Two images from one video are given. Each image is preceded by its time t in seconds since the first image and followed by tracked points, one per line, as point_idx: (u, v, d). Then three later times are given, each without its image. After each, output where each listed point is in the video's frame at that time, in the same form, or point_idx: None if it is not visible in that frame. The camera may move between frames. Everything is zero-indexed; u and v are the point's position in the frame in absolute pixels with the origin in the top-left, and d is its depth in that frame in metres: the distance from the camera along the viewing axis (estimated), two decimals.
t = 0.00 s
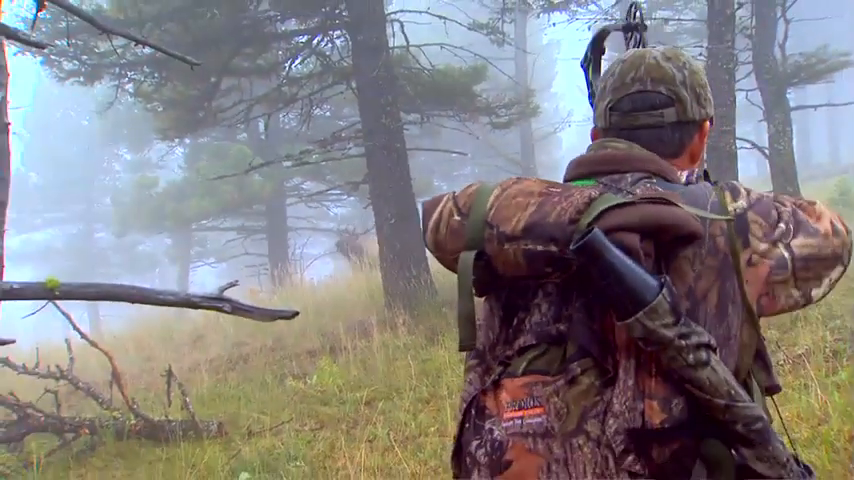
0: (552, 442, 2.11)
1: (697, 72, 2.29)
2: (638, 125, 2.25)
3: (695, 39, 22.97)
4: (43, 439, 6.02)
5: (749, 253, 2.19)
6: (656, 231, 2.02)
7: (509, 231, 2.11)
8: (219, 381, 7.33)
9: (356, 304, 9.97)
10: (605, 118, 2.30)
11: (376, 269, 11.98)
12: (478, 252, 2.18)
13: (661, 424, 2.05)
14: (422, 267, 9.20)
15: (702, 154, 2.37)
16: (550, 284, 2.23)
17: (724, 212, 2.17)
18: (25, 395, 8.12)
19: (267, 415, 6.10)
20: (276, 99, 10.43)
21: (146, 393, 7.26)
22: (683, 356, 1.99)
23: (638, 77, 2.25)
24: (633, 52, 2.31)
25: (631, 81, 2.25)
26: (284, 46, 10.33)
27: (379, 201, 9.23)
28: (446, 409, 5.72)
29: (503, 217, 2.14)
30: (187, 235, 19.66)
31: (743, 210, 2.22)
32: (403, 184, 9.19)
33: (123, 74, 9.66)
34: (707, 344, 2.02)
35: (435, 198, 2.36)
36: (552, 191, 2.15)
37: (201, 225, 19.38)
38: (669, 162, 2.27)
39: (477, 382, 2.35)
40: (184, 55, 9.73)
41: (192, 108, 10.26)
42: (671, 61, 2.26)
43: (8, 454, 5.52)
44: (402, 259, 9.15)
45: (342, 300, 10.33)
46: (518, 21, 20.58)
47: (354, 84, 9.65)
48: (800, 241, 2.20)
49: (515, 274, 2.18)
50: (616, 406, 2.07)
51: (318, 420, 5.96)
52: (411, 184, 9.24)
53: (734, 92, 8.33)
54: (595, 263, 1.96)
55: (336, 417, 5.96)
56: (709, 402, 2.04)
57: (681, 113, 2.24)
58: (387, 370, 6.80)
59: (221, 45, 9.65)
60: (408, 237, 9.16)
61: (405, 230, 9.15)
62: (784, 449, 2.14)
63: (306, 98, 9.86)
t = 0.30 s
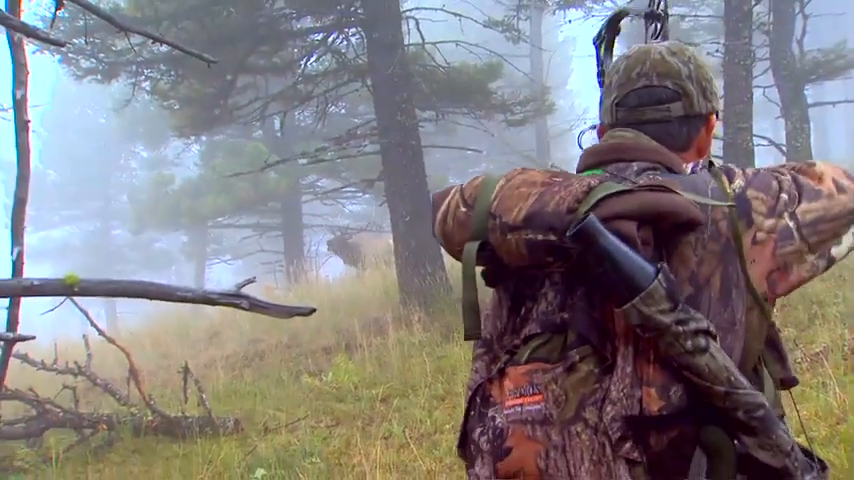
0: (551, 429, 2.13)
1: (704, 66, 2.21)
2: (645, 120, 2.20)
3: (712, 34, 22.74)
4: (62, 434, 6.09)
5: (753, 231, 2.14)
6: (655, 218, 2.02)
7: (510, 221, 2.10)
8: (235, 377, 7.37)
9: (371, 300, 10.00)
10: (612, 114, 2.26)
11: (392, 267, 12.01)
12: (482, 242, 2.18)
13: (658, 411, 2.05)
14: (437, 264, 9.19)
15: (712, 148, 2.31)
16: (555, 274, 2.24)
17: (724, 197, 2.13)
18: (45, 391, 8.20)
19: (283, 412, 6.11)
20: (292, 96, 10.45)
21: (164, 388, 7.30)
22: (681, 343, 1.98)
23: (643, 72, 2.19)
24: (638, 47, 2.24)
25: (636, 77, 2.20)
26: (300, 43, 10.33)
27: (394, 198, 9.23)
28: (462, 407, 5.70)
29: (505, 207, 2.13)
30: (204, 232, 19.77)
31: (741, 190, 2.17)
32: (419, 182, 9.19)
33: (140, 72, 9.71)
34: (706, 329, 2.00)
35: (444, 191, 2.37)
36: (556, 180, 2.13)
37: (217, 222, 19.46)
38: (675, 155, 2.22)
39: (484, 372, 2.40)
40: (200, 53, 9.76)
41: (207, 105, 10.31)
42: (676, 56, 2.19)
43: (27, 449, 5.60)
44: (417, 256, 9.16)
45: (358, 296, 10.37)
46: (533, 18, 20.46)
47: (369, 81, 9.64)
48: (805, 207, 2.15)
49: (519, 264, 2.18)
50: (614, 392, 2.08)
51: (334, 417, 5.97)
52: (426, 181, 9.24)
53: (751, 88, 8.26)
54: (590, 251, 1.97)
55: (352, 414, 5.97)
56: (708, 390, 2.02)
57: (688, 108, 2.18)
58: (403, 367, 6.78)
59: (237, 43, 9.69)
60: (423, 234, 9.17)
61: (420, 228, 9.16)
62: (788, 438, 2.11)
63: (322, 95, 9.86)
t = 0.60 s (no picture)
0: (565, 417, 2.12)
1: (726, 59, 2.19)
2: (669, 114, 2.18)
3: (736, 30, 22.51)
4: (89, 427, 6.17)
5: (767, 209, 2.13)
6: (660, 203, 1.98)
7: (524, 215, 2.11)
8: (258, 373, 7.42)
9: (393, 297, 10.03)
10: (635, 108, 2.24)
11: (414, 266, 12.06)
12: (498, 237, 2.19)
13: (669, 397, 2.02)
14: (459, 261, 9.20)
15: (735, 141, 2.28)
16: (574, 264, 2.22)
17: (730, 181, 2.09)
18: (72, 385, 8.28)
19: (306, 407, 6.12)
20: (315, 92, 10.46)
21: (188, 383, 7.35)
22: (689, 327, 1.95)
23: (666, 66, 2.17)
24: (659, 42, 2.23)
25: (659, 70, 2.18)
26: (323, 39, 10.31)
27: (416, 194, 9.25)
28: (484, 402, 5.68)
29: (519, 201, 2.14)
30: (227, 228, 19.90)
31: (749, 170, 2.15)
32: (442, 178, 9.21)
33: (164, 68, 9.79)
34: (716, 313, 1.97)
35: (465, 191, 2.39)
36: (569, 173, 2.14)
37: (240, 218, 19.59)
38: (697, 146, 2.19)
39: (504, 363, 2.38)
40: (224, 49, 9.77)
41: (230, 102, 10.34)
42: (698, 49, 2.17)
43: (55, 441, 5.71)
44: (440, 252, 9.18)
45: (380, 292, 10.42)
46: (555, 14, 20.37)
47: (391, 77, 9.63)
48: (828, 171, 2.13)
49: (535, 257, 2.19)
50: (625, 380, 2.06)
51: (356, 412, 5.99)
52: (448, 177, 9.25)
53: (777, 83, 8.21)
54: (595, 238, 1.97)
55: (374, 410, 5.97)
56: (720, 375, 1.98)
57: (711, 101, 2.16)
58: (425, 362, 6.77)
59: (260, 39, 9.74)
60: (446, 230, 9.20)
61: (442, 224, 9.18)
62: (806, 423, 2.02)
63: (344, 91, 9.88)
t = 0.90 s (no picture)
0: (583, 406, 2.11)
1: (768, 51, 2.17)
2: (711, 106, 2.16)
3: (767, 24, 22.20)
4: (121, 420, 6.22)
5: (790, 199, 2.03)
6: (673, 196, 1.91)
7: (547, 211, 2.08)
8: (287, 368, 7.47)
9: (420, 294, 10.05)
10: (675, 102, 2.22)
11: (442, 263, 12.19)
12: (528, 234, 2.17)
13: (681, 389, 1.95)
14: (486, 256, 9.25)
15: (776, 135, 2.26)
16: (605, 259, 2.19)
17: (747, 174, 2.04)
18: (103, 378, 8.36)
19: (335, 402, 6.16)
20: (342, 88, 10.49)
21: (217, 377, 7.41)
22: (697, 320, 1.87)
23: (707, 59, 2.16)
24: (700, 33, 2.21)
25: (701, 63, 2.16)
26: (351, 35, 10.32)
27: (444, 189, 9.30)
28: (513, 398, 5.70)
29: (545, 197, 2.11)
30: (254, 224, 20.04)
31: (768, 160, 2.06)
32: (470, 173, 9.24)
33: (193, 65, 9.84)
34: (728, 305, 1.88)
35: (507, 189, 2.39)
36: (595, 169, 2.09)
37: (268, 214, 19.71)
38: (735, 139, 2.17)
39: (536, 353, 2.39)
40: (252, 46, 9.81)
41: (259, 98, 10.39)
42: (740, 41, 2.15)
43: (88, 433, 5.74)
44: (467, 248, 9.25)
45: (408, 289, 10.56)
46: (584, 8, 20.18)
47: (420, 73, 9.63)
48: None
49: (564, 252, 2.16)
50: (639, 371, 2.03)
51: (385, 407, 6.00)
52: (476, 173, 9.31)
53: (810, 77, 8.14)
54: (605, 232, 1.91)
55: (403, 404, 5.99)
56: (729, 367, 1.89)
57: (753, 93, 2.14)
58: (455, 358, 6.80)
59: (289, 35, 9.73)
60: (474, 226, 9.26)
61: (472, 218, 9.26)
62: (823, 416, 1.89)
63: (371, 86, 9.87)
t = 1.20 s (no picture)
0: (603, 409, 2.10)
1: (812, 44, 2.08)
2: (752, 103, 2.08)
3: (799, 19, 21.87)
4: (152, 416, 6.33)
5: (812, 210, 1.89)
6: (693, 206, 1.79)
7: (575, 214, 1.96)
8: (316, 365, 7.51)
9: (446, 292, 10.06)
10: (716, 98, 2.14)
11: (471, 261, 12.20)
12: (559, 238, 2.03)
13: (695, 396, 1.81)
14: (514, 254, 9.24)
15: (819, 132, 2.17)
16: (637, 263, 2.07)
17: (770, 183, 1.90)
18: (136, 374, 8.47)
19: (363, 399, 6.20)
20: (370, 87, 10.54)
21: (247, 374, 7.47)
22: (706, 331, 1.75)
23: (749, 54, 2.07)
24: (742, 28, 2.12)
25: (741, 58, 2.08)
26: (379, 34, 10.35)
27: (472, 186, 9.33)
28: (541, 396, 5.69)
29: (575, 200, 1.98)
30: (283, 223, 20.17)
31: (792, 169, 1.90)
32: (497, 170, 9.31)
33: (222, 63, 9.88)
34: (740, 316, 1.75)
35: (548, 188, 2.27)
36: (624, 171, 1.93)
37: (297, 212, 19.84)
38: (775, 138, 2.07)
39: (568, 352, 2.35)
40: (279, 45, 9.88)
41: (289, 97, 10.45)
42: (783, 35, 2.07)
43: (120, 428, 5.96)
44: (495, 245, 9.24)
45: (437, 286, 10.58)
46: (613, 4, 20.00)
47: (447, 70, 9.66)
48: None
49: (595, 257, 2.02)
50: (655, 377, 1.94)
51: (413, 405, 6.02)
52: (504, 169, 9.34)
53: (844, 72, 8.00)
54: (622, 242, 1.81)
55: (431, 402, 6.01)
56: (741, 378, 1.75)
57: (796, 89, 2.05)
58: (483, 356, 6.80)
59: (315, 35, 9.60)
60: (502, 222, 9.27)
61: (499, 215, 9.29)
62: (839, 428, 1.74)
63: (399, 84, 9.89)
